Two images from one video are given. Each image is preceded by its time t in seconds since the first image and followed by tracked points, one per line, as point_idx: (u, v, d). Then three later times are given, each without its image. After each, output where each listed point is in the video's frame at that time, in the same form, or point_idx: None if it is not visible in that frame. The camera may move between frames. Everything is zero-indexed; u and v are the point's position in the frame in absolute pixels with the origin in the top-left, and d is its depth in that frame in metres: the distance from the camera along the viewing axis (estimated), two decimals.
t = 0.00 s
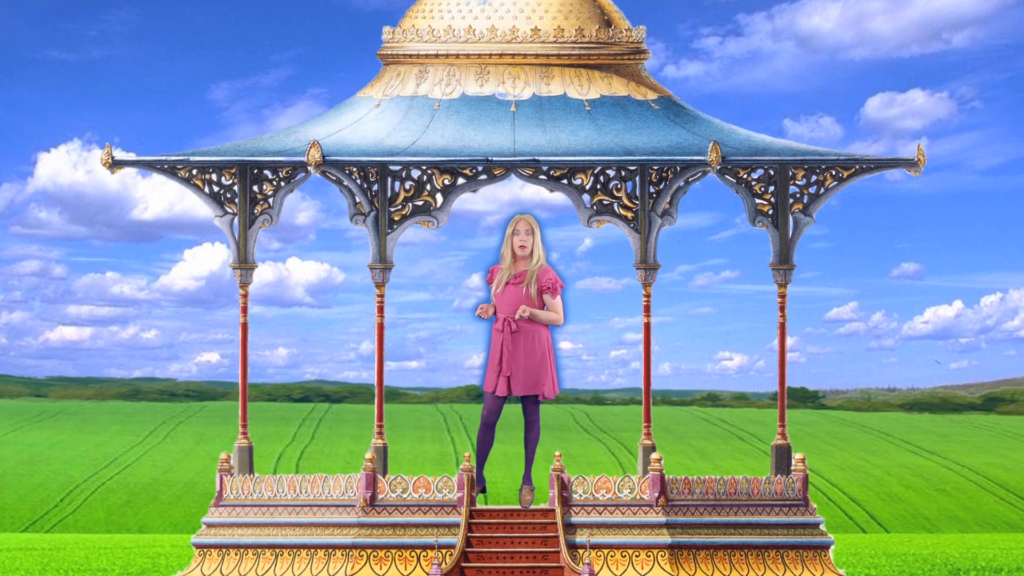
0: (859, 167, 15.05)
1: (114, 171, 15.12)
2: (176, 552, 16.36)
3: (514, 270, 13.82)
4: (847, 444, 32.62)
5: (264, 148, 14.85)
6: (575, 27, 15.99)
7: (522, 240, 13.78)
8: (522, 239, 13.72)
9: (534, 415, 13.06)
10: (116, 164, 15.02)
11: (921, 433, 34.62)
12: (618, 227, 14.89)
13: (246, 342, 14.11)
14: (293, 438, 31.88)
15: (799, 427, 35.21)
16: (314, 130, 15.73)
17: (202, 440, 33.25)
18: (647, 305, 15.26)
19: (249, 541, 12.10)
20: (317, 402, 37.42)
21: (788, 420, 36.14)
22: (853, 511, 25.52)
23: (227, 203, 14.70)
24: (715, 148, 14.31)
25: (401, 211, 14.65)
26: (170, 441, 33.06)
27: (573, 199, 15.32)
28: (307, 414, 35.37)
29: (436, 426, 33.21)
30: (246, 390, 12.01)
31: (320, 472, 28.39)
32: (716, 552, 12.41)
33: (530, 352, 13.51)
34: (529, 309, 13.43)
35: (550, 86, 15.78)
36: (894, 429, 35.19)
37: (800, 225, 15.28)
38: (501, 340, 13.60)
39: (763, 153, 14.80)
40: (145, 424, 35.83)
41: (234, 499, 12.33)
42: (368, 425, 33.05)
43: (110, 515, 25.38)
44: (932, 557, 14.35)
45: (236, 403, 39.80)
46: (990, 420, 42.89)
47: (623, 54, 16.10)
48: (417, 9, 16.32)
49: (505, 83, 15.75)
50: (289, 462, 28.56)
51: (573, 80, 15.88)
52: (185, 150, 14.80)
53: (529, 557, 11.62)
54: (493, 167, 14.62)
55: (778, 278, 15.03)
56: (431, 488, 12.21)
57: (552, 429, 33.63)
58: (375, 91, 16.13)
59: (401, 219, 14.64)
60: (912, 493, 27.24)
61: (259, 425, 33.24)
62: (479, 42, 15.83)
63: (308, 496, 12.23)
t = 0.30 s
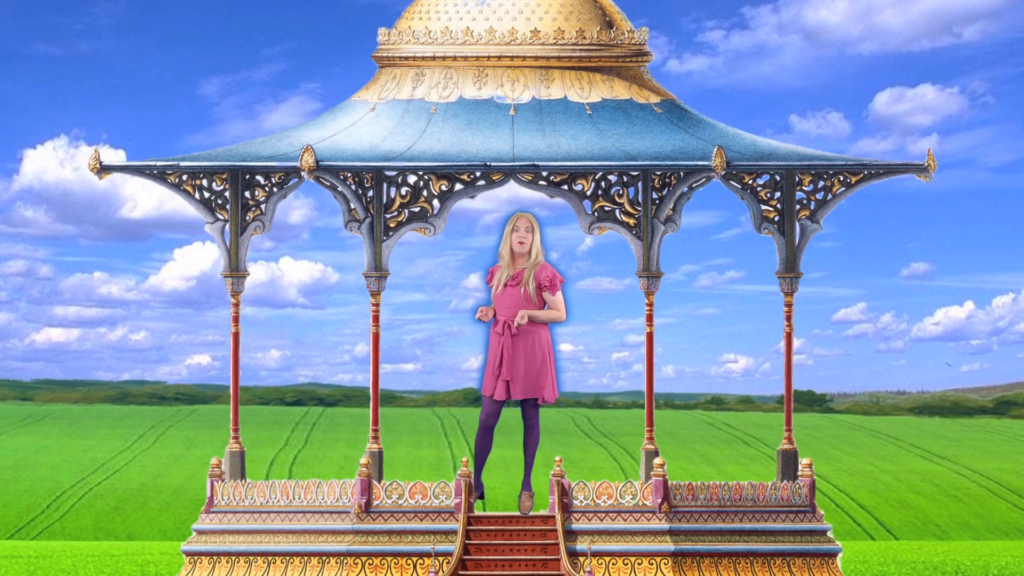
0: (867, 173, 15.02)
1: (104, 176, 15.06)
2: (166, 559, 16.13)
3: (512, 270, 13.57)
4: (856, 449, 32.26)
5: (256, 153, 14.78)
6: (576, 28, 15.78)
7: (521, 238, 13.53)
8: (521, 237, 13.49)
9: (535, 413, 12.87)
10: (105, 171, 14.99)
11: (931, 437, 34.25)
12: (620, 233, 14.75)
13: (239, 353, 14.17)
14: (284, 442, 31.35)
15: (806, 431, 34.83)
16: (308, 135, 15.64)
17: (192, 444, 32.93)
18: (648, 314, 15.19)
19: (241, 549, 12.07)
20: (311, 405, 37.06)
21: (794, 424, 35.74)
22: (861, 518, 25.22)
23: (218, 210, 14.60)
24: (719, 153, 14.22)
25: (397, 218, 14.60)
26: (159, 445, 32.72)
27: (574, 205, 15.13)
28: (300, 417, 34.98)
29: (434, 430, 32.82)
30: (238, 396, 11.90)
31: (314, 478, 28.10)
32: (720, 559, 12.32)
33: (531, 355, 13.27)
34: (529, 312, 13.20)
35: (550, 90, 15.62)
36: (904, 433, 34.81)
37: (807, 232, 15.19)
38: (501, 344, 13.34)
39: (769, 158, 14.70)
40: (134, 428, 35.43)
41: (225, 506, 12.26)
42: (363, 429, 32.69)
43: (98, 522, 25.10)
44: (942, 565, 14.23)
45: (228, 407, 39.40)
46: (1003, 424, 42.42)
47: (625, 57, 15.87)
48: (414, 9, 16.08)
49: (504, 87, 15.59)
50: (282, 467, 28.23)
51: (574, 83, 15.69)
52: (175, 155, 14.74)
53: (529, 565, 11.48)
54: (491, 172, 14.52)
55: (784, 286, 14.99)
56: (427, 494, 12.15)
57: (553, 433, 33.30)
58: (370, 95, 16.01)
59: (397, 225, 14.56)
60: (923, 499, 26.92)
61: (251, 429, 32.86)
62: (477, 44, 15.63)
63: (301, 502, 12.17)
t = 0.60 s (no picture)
0: (875, 179, 14.81)
1: (91, 183, 14.78)
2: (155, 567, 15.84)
3: (511, 271, 13.34)
4: (865, 454, 31.91)
5: (248, 159, 14.57)
6: (576, 30, 15.59)
7: (520, 237, 13.29)
8: (520, 237, 13.25)
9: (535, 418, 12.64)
10: (93, 177, 14.75)
11: (941, 442, 33.90)
12: (622, 241, 14.50)
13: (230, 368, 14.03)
14: (277, 445, 31.02)
15: (813, 435, 34.47)
16: (301, 140, 15.37)
17: (182, 449, 32.53)
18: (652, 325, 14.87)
19: (233, 555, 11.87)
20: (305, 409, 36.68)
21: (800, 428, 35.38)
22: (870, 525, 24.92)
23: (209, 217, 14.40)
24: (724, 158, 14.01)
25: (392, 225, 14.35)
26: (149, 450, 32.34)
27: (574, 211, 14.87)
28: (294, 421, 34.56)
29: (431, 434, 32.43)
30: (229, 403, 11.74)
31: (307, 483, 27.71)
32: (725, 566, 12.13)
33: (530, 358, 13.03)
34: (526, 315, 12.96)
35: (550, 93, 15.34)
36: (913, 438, 34.44)
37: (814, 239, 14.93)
38: (500, 347, 13.10)
39: (774, 163, 14.47)
40: (123, 433, 35.00)
41: (216, 512, 12.09)
42: (358, 433, 32.32)
43: (85, 530, 24.74)
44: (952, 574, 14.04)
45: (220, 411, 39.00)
46: (1013, 429, 42.00)
47: (627, 59, 15.70)
48: (411, 11, 15.92)
49: (502, 90, 15.33)
50: (275, 472, 27.84)
51: (574, 86, 15.44)
52: (165, 161, 14.52)
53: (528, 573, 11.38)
54: (490, 178, 14.24)
55: (789, 295, 14.76)
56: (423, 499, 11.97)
57: (553, 437, 32.96)
58: (366, 98, 15.75)
59: (393, 232, 14.31)
60: (932, 506, 26.60)
61: (242, 433, 32.44)
62: (475, 46, 15.42)
63: (294, 508, 12.00)
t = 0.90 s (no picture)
0: (883, 185, 14.58)
1: (78, 188, 14.49)
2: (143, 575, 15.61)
3: (512, 271, 13.13)
4: (874, 458, 31.59)
5: (240, 164, 14.34)
6: (577, 33, 15.40)
7: (518, 237, 13.06)
8: (518, 236, 13.02)
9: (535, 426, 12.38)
10: (80, 182, 14.49)
11: (951, 447, 33.56)
12: (624, 249, 14.29)
13: (221, 377, 13.88)
14: (269, 450, 30.66)
15: (820, 439, 34.13)
16: (295, 145, 15.15)
17: (172, 455, 32.12)
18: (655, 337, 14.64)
19: (224, 563, 11.74)
20: (299, 413, 36.34)
21: (807, 432, 35.05)
22: (878, 532, 24.63)
23: (200, 224, 14.23)
24: (727, 164, 13.86)
25: (388, 232, 14.10)
26: (138, 454, 31.93)
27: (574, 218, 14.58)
28: (287, 425, 34.16)
29: (427, 439, 32.06)
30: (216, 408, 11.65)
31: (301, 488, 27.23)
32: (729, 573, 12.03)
33: (527, 360, 12.80)
34: (524, 316, 12.72)
35: (549, 97, 15.14)
36: (923, 443, 34.09)
37: (822, 247, 14.70)
38: (498, 349, 12.89)
39: (779, 170, 14.31)
40: (111, 437, 34.61)
41: (207, 518, 11.96)
42: (353, 437, 31.98)
43: (73, 538, 24.39)
44: None
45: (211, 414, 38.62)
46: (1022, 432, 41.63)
47: (629, 62, 15.50)
48: (408, 13, 15.73)
49: (501, 94, 15.10)
50: (267, 477, 27.46)
51: (575, 90, 15.25)
52: (155, 167, 14.31)
53: None
54: (489, 184, 14.00)
55: (796, 304, 14.62)
56: (420, 505, 11.79)
57: (553, 442, 32.64)
58: (361, 103, 15.51)
59: (389, 240, 14.09)
60: (941, 512, 26.30)
61: (234, 438, 32.03)
62: (473, 49, 15.18)
63: (287, 514, 11.86)
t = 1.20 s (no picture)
0: (891, 193, 14.40)
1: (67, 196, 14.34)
2: None
3: (514, 272, 12.88)
4: (882, 463, 31.25)
5: (233, 171, 14.15)
6: (577, 36, 15.19)
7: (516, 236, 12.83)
8: (516, 236, 12.78)
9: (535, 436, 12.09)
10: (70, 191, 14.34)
11: (962, 451, 33.22)
12: (625, 257, 14.06)
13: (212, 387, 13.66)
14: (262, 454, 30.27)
15: (827, 443, 33.78)
16: (289, 151, 14.95)
17: (163, 459, 31.50)
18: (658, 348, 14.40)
19: (216, 571, 11.70)
20: (293, 417, 35.95)
21: (813, 436, 34.69)
22: (887, 539, 24.33)
23: (191, 231, 14.04)
24: (731, 170, 13.66)
25: (384, 240, 13.92)
26: (128, 459, 31.33)
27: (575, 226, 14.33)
28: (280, 429, 33.76)
29: (424, 443, 31.71)
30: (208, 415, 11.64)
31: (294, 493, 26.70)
32: None
33: (525, 362, 12.59)
34: (524, 316, 12.50)
35: (549, 102, 14.92)
36: (933, 447, 33.73)
37: (828, 256, 14.53)
38: (496, 350, 12.67)
39: (785, 176, 14.08)
40: (100, 441, 34.10)
41: (198, 524, 11.89)
42: (348, 442, 31.60)
43: (60, 544, 23.97)
44: None
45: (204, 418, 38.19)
46: None
47: (631, 65, 15.29)
48: (404, 15, 15.52)
49: (500, 98, 14.91)
50: (260, 482, 26.99)
51: (575, 95, 15.03)
52: (145, 174, 14.14)
53: None
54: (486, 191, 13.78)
55: (803, 314, 14.35)
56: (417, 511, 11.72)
57: (554, 446, 32.31)
58: (356, 107, 15.31)
59: (385, 248, 13.89)
60: (951, 517, 26.01)
61: (226, 442, 31.59)
62: (470, 52, 14.97)
63: (280, 521, 11.82)
